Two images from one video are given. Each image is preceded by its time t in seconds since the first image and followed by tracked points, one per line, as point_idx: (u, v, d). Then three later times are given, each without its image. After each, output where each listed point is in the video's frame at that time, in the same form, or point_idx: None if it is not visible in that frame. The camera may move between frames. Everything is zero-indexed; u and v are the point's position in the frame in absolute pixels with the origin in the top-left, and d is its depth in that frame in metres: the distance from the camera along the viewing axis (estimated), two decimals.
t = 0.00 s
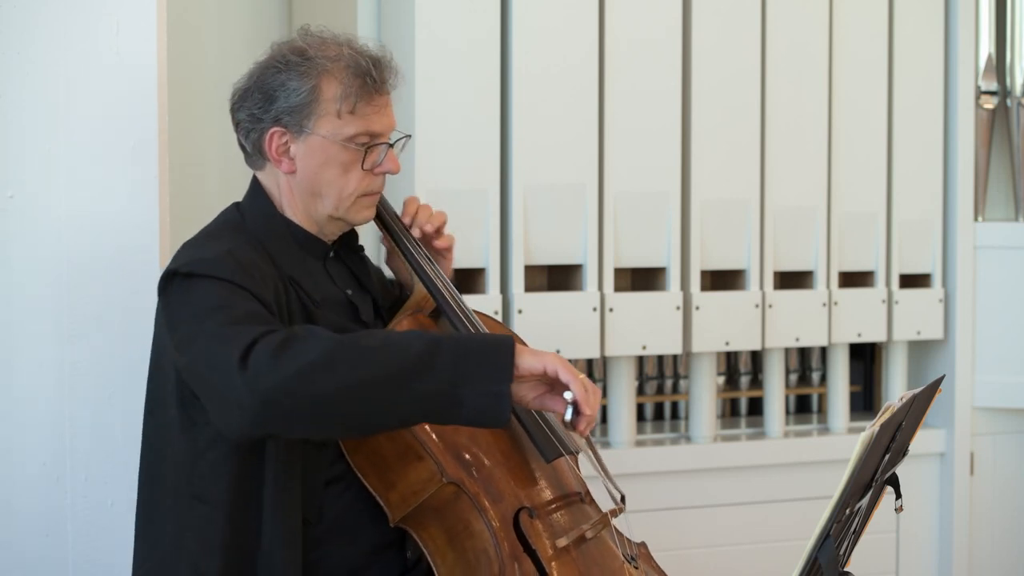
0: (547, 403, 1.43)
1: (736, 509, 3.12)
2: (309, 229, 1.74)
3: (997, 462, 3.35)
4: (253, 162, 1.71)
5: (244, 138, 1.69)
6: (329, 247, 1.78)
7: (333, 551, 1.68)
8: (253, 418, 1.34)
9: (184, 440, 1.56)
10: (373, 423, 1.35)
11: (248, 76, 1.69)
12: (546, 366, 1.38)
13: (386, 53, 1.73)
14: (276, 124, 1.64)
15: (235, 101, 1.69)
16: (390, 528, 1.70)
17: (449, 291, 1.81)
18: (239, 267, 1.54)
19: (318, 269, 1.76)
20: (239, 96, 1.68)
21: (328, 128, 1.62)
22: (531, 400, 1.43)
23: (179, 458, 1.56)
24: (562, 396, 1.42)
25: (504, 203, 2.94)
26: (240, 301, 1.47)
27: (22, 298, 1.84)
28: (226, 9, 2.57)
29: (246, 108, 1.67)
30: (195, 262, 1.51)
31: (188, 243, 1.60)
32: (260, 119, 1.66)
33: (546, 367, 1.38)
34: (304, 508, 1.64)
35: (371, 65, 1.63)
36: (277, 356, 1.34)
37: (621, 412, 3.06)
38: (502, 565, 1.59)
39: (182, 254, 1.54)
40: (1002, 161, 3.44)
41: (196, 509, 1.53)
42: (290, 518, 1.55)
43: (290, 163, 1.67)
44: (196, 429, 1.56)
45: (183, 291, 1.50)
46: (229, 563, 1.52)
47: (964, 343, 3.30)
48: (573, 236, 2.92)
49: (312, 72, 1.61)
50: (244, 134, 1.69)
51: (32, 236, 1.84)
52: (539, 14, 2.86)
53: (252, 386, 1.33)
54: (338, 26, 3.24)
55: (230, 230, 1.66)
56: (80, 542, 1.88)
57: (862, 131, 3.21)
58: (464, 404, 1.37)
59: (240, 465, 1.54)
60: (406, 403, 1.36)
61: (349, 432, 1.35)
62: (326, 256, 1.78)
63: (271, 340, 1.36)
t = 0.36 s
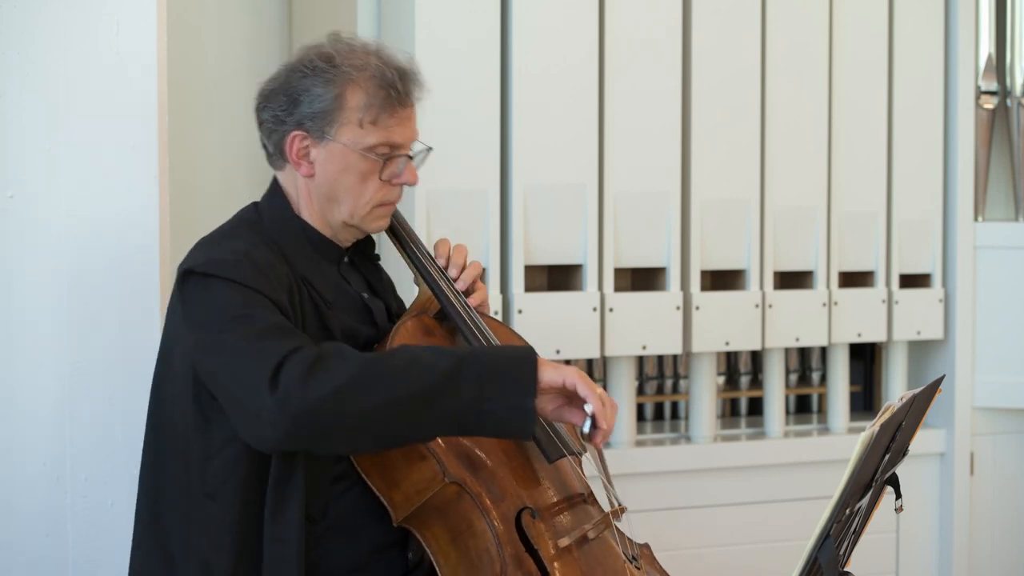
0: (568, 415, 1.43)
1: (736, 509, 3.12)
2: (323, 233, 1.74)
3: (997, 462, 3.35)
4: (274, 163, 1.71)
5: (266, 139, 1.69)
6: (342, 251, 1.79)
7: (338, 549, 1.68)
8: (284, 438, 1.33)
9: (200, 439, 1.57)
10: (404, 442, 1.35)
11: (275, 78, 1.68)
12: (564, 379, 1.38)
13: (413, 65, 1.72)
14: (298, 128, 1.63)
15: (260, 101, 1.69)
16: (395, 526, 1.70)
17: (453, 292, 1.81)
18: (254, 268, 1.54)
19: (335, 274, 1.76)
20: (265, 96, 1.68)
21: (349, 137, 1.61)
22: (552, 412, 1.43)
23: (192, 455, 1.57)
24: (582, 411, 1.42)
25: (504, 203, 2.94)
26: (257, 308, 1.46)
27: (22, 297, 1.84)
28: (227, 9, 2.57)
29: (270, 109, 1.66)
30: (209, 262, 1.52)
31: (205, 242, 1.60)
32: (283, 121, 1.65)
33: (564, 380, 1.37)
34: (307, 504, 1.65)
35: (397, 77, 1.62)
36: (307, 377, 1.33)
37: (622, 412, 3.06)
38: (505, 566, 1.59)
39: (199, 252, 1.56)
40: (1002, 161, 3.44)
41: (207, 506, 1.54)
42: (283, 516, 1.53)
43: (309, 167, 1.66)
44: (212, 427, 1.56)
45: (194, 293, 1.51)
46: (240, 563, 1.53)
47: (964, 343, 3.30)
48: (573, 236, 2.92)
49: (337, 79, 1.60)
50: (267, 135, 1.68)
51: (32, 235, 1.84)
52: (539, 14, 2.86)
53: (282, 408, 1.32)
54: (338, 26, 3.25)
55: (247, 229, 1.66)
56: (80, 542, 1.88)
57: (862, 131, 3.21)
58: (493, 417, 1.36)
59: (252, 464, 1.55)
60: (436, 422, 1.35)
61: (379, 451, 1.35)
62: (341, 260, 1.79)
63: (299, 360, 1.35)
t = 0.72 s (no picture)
0: (579, 430, 1.52)
1: (736, 509, 3.12)
2: (341, 238, 1.75)
3: (997, 462, 3.35)
4: (303, 165, 1.72)
5: (298, 140, 1.70)
6: (360, 258, 1.80)
7: (339, 548, 1.69)
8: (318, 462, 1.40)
9: (210, 435, 1.61)
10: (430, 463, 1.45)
11: (314, 83, 1.69)
12: (582, 399, 1.47)
13: (453, 91, 1.74)
14: (331, 136, 1.65)
15: (297, 103, 1.70)
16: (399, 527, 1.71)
17: (459, 297, 1.81)
18: (272, 272, 1.59)
19: (351, 280, 1.78)
20: (302, 99, 1.69)
21: (378, 152, 1.63)
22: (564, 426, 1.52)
23: (200, 451, 1.61)
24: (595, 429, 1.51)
25: (504, 203, 2.93)
26: (287, 325, 1.51)
27: (22, 297, 1.84)
28: (227, 9, 2.57)
29: (306, 113, 1.67)
30: (227, 264, 1.55)
31: (220, 240, 1.64)
32: (317, 127, 1.66)
33: (582, 400, 1.47)
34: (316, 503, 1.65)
35: (433, 100, 1.64)
36: (342, 408, 1.41)
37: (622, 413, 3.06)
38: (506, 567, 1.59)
39: (218, 251, 1.59)
40: (1002, 161, 3.44)
41: (213, 500, 1.59)
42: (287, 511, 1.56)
43: (336, 174, 1.68)
44: (222, 426, 1.62)
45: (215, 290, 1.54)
46: (244, 560, 1.58)
47: (964, 343, 3.30)
48: (573, 236, 2.92)
49: (375, 94, 1.62)
50: (299, 137, 1.69)
51: (32, 235, 1.84)
52: (539, 13, 2.86)
53: (318, 438, 1.39)
54: (337, 27, 3.25)
55: (264, 230, 1.69)
56: (80, 542, 1.88)
57: (862, 131, 3.21)
58: (513, 436, 1.45)
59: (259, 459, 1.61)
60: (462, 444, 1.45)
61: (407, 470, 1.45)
62: (358, 267, 1.80)
63: (333, 390, 1.42)
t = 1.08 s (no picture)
0: (578, 440, 1.60)
1: (736, 509, 3.12)
2: (347, 237, 1.75)
3: (997, 462, 3.35)
4: (308, 162, 1.73)
5: (304, 136, 1.71)
6: (365, 257, 1.80)
7: (339, 545, 1.69)
8: (320, 454, 1.41)
9: (213, 432, 1.61)
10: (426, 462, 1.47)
11: (320, 80, 1.70)
12: (585, 414, 1.55)
13: (457, 88, 1.76)
14: (337, 131, 1.66)
15: (302, 100, 1.71)
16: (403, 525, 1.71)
17: (464, 296, 1.81)
18: (282, 268, 1.59)
19: (354, 277, 1.77)
20: (308, 96, 1.70)
21: (385, 146, 1.64)
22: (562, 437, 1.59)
23: (204, 449, 1.61)
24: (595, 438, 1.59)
25: (504, 203, 2.93)
26: (292, 318, 1.51)
27: (22, 299, 1.84)
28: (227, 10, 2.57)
29: (312, 109, 1.69)
30: (239, 257, 1.56)
31: (227, 236, 1.63)
32: (323, 123, 1.67)
33: (585, 415, 1.55)
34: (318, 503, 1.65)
35: (440, 95, 1.66)
36: (348, 400, 1.42)
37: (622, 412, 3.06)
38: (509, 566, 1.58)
39: (226, 246, 1.59)
40: (1002, 161, 3.44)
41: (217, 498, 1.59)
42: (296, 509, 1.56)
43: (342, 170, 1.68)
44: (227, 423, 1.62)
45: (226, 283, 1.55)
46: (246, 557, 1.59)
47: (964, 343, 3.30)
48: (573, 236, 2.92)
49: (382, 89, 1.63)
50: (305, 133, 1.70)
51: (31, 235, 1.83)
52: (539, 13, 2.86)
53: (324, 429, 1.40)
54: (337, 27, 3.25)
55: (269, 228, 1.68)
56: (80, 542, 1.88)
57: (862, 131, 3.21)
58: (511, 446, 1.51)
59: (265, 459, 1.61)
60: (460, 447, 1.48)
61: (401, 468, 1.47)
62: (361, 265, 1.80)
63: (341, 380, 1.44)
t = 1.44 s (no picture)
0: (575, 437, 1.56)
1: (736, 508, 3.12)
2: (347, 233, 1.75)
3: (997, 462, 3.35)
4: (304, 161, 1.73)
5: (299, 136, 1.71)
6: (364, 253, 1.80)
7: (342, 545, 1.69)
8: (295, 408, 1.40)
9: (214, 428, 1.61)
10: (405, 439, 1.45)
11: (312, 78, 1.71)
12: (579, 409, 1.51)
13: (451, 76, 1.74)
14: (331, 128, 1.66)
15: (296, 99, 1.72)
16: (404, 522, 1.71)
17: (467, 292, 1.81)
18: (282, 260, 1.60)
19: (353, 274, 1.78)
20: (301, 95, 1.70)
21: (380, 140, 1.64)
22: (558, 437, 1.55)
23: (206, 447, 1.61)
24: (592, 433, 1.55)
25: (504, 203, 2.93)
26: (280, 295, 1.53)
27: (22, 298, 1.84)
28: (227, 10, 2.57)
29: (305, 107, 1.69)
30: (240, 249, 1.57)
31: (228, 233, 1.63)
32: (317, 120, 1.68)
33: (579, 410, 1.51)
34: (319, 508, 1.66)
35: (432, 85, 1.65)
36: (328, 355, 1.42)
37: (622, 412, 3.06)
38: (511, 564, 1.59)
39: (225, 239, 1.60)
40: (1002, 161, 3.44)
41: (216, 495, 1.59)
42: (298, 509, 1.56)
43: (339, 166, 1.68)
44: (226, 418, 1.61)
45: (221, 275, 1.56)
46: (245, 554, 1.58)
47: (964, 343, 3.30)
48: (573, 236, 2.92)
49: (373, 82, 1.63)
50: (300, 132, 1.71)
51: (31, 234, 1.83)
52: (539, 13, 2.86)
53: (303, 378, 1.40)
54: (337, 26, 3.25)
55: (270, 227, 1.69)
56: (80, 543, 1.88)
57: (862, 131, 3.21)
58: (496, 432, 1.49)
59: (266, 457, 1.60)
60: (440, 426, 1.46)
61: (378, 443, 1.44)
62: (361, 260, 1.80)
63: (323, 340, 1.43)
